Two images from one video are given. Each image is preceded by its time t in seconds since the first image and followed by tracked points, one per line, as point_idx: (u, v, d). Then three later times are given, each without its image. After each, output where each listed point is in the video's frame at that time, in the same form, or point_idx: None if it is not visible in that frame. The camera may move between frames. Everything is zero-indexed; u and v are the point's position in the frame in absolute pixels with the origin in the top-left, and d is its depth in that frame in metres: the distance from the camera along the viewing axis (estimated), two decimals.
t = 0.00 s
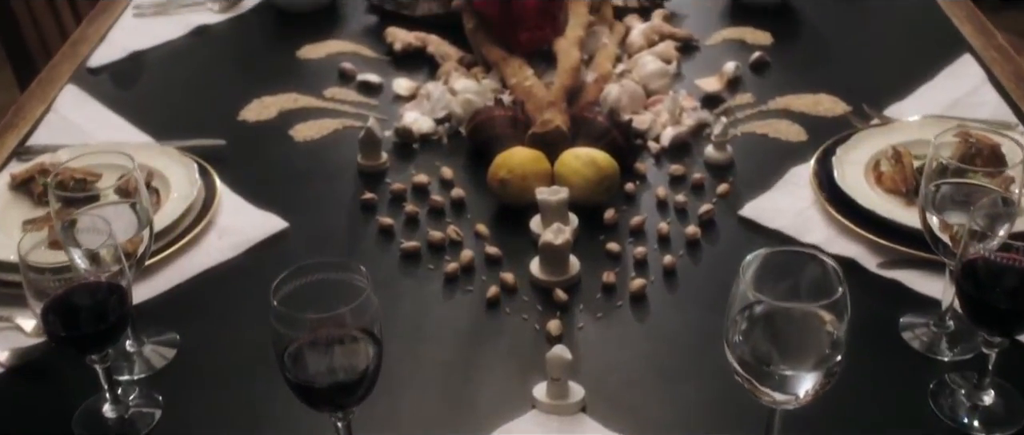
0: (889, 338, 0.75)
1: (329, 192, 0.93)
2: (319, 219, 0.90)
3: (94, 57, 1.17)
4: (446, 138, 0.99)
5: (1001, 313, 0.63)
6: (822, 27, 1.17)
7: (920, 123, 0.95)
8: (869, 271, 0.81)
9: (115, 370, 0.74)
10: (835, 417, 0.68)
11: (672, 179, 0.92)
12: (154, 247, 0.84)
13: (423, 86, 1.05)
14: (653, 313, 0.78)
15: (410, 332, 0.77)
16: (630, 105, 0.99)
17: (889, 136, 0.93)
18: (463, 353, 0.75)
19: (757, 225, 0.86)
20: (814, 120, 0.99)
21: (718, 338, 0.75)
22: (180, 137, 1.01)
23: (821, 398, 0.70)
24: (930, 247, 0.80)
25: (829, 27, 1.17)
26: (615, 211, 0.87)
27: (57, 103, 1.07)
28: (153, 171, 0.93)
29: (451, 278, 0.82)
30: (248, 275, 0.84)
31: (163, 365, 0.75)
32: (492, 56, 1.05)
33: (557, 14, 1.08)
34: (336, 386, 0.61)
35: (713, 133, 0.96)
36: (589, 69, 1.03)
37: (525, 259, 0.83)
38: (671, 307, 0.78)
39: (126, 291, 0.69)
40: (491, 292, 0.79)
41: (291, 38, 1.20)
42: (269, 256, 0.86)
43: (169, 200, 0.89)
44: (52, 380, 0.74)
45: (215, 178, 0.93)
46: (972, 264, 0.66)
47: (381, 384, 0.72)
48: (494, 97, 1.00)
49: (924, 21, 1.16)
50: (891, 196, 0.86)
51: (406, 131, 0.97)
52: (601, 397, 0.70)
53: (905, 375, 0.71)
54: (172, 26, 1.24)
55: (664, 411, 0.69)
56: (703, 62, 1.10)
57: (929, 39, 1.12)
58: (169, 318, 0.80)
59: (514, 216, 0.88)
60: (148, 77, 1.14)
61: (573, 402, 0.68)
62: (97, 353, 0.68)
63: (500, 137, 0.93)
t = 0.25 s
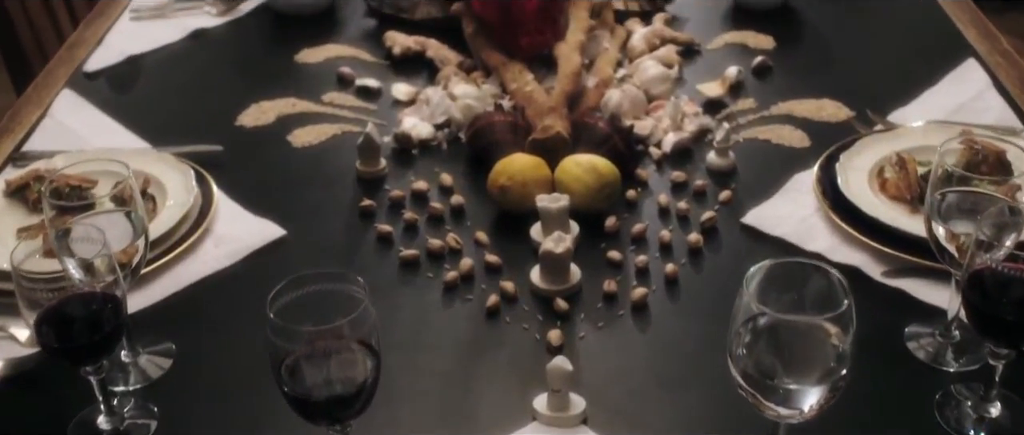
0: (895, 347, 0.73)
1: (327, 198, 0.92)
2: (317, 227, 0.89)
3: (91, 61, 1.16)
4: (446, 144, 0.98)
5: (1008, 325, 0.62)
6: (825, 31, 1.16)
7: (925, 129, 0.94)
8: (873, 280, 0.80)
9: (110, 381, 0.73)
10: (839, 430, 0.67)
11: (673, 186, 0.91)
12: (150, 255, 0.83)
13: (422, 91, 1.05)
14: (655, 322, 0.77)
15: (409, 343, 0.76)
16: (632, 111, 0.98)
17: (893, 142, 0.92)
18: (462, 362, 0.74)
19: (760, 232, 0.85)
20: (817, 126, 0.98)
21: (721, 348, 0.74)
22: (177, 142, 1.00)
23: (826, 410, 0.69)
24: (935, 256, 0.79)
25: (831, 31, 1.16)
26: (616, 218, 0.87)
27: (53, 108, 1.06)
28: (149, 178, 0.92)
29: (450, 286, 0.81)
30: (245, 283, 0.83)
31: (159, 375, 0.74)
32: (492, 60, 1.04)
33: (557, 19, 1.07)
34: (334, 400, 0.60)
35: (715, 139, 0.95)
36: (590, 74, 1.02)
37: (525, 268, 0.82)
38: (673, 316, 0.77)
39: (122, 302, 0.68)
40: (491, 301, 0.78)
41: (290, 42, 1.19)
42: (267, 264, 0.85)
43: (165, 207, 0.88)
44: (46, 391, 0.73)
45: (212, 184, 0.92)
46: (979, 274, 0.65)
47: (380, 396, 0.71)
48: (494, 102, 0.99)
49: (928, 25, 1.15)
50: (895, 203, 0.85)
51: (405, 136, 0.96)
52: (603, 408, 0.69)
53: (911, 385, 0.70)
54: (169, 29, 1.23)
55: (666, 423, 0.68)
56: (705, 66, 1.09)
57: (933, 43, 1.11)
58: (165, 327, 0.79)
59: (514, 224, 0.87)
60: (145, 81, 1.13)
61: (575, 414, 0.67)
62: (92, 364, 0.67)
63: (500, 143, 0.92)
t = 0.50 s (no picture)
0: (900, 357, 0.72)
1: (326, 205, 0.91)
2: (315, 234, 0.88)
3: (87, 65, 1.15)
4: (445, 150, 0.97)
5: (1016, 337, 0.61)
6: (829, 35, 1.15)
7: (929, 135, 0.93)
8: (877, 289, 0.79)
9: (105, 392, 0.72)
10: None
11: (675, 192, 0.90)
12: (146, 263, 0.82)
13: (422, 96, 1.04)
14: (657, 332, 0.76)
15: (408, 353, 0.75)
16: (633, 116, 0.97)
17: (897, 148, 0.91)
18: (461, 373, 0.73)
19: (763, 240, 0.84)
20: (820, 131, 0.97)
21: (724, 359, 0.73)
22: (174, 148, 0.99)
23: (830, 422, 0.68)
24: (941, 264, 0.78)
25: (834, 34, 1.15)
26: (617, 226, 0.86)
27: (49, 113, 1.05)
28: (145, 184, 0.91)
29: (450, 295, 0.80)
30: (243, 291, 0.82)
31: (155, 386, 0.73)
32: (491, 65, 1.02)
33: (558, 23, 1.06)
34: (331, 413, 0.60)
35: (717, 145, 0.94)
36: (591, 79, 1.01)
37: (526, 276, 0.81)
38: (675, 325, 0.76)
39: (117, 313, 0.67)
40: (491, 311, 0.77)
41: (288, 46, 1.18)
42: (264, 272, 0.84)
43: (161, 215, 0.87)
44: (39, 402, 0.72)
45: (209, 191, 0.91)
46: (986, 285, 0.64)
47: (378, 407, 0.70)
48: (494, 108, 0.98)
49: (932, 29, 1.14)
50: (899, 210, 0.84)
51: (404, 142, 0.96)
52: (604, 420, 0.68)
53: (917, 396, 0.69)
54: (167, 33, 1.22)
55: None
56: (707, 71, 1.08)
57: (937, 48, 1.10)
58: (160, 337, 0.78)
59: (515, 231, 0.86)
60: (142, 86, 1.12)
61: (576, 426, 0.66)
62: (86, 376, 0.66)
63: (500, 150, 0.91)
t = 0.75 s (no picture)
0: (904, 368, 0.71)
1: (324, 212, 0.90)
2: (313, 242, 0.87)
3: (84, 69, 1.14)
4: (444, 156, 0.96)
5: None
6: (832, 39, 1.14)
7: (933, 141, 0.92)
8: (882, 298, 0.78)
9: (99, 404, 0.71)
10: None
11: (677, 200, 0.89)
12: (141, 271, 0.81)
13: (421, 101, 1.03)
14: (659, 342, 0.75)
15: (406, 363, 0.74)
16: (634, 122, 0.96)
17: (901, 154, 0.90)
18: (461, 384, 0.72)
19: (766, 249, 0.83)
20: (823, 138, 0.96)
21: (727, 369, 0.72)
22: (171, 154, 0.99)
23: None
24: (946, 274, 0.77)
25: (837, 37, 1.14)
26: (619, 234, 0.85)
27: (44, 117, 1.04)
28: (141, 191, 0.90)
29: (449, 304, 0.79)
30: (239, 300, 0.81)
31: (151, 397, 0.72)
32: (491, 70, 1.01)
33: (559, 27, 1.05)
34: (329, 427, 0.59)
35: (719, 151, 0.93)
36: (592, 84, 1.00)
37: (526, 285, 0.80)
38: (677, 335, 0.75)
39: (111, 323, 0.66)
40: (491, 321, 0.76)
41: (286, 50, 1.17)
42: (261, 281, 0.83)
43: (157, 222, 0.86)
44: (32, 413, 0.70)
45: (205, 197, 0.90)
46: (994, 297, 0.63)
47: (376, 419, 0.69)
48: (493, 113, 0.97)
49: (936, 33, 1.13)
50: (904, 218, 0.83)
51: (402, 148, 0.95)
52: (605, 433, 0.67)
53: (922, 408, 0.68)
54: (164, 36, 1.21)
55: None
56: (708, 76, 1.07)
57: (941, 52, 1.09)
58: (156, 347, 0.76)
59: (515, 239, 0.85)
60: (138, 91, 1.11)
61: None
62: (80, 388, 0.65)
63: (500, 156, 0.90)
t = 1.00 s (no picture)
0: (910, 379, 0.70)
1: (322, 220, 0.89)
2: (311, 250, 0.86)
3: (80, 73, 1.13)
4: (444, 162, 0.95)
5: None
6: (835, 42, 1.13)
7: (938, 147, 0.91)
8: (887, 309, 0.77)
9: (94, 416, 0.70)
10: None
11: (679, 207, 0.88)
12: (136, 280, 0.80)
13: (420, 106, 1.02)
14: (661, 353, 0.74)
15: (405, 374, 0.73)
16: (636, 128, 0.95)
17: (906, 160, 0.89)
18: (460, 396, 0.71)
19: (769, 257, 0.82)
20: (827, 144, 0.95)
21: (730, 381, 0.71)
22: (167, 160, 0.98)
23: None
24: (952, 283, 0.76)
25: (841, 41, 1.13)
26: (620, 242, 0.84)
27: (40, 123, 1.03)
28: (137, 198, 0.89)
29: (448, 314, 0.78)
30: (236, 310, 0.80)
31: (146, 409, 0.70)
32: (491, 75, 1.00)
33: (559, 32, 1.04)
34: None
35: (722, 158, 0.92)
36: (593, 90, 0.99)
37: (526, 294, 0.79)
38: (680, 345, 0.74)
39: (106, 334, 0.65)
40: (490, 331, 0.75)
41: (284, 54, 1.16)
42: (259, 290, 0.82)
43: (153, 230, 0.85)
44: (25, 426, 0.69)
45: (202, 205, 0.89)
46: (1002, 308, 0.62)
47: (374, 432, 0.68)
48: (493, 119, 0.96)
49: (940, 36, 1.12)
50: (909, 226, 0.82)
51: (401, 155, 0.94)
52: None
53: (928, 421, 0.67)
54: (161, 40, 1.20)
55: None
56: (711, 81, 1.06)
57: (946, 56, 1.08)
58: (151, 357, 0.75)
59: (515, 247, 0.84)
60: (135, 96, 1.10)
61: None
62: (74, 401, 0.64)
63: (500, 163, 0.89)
